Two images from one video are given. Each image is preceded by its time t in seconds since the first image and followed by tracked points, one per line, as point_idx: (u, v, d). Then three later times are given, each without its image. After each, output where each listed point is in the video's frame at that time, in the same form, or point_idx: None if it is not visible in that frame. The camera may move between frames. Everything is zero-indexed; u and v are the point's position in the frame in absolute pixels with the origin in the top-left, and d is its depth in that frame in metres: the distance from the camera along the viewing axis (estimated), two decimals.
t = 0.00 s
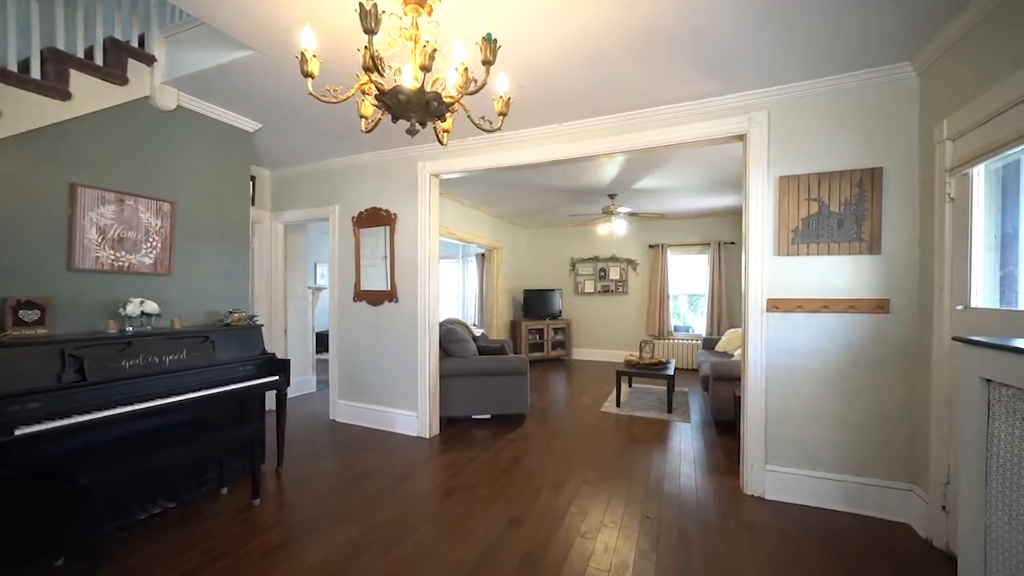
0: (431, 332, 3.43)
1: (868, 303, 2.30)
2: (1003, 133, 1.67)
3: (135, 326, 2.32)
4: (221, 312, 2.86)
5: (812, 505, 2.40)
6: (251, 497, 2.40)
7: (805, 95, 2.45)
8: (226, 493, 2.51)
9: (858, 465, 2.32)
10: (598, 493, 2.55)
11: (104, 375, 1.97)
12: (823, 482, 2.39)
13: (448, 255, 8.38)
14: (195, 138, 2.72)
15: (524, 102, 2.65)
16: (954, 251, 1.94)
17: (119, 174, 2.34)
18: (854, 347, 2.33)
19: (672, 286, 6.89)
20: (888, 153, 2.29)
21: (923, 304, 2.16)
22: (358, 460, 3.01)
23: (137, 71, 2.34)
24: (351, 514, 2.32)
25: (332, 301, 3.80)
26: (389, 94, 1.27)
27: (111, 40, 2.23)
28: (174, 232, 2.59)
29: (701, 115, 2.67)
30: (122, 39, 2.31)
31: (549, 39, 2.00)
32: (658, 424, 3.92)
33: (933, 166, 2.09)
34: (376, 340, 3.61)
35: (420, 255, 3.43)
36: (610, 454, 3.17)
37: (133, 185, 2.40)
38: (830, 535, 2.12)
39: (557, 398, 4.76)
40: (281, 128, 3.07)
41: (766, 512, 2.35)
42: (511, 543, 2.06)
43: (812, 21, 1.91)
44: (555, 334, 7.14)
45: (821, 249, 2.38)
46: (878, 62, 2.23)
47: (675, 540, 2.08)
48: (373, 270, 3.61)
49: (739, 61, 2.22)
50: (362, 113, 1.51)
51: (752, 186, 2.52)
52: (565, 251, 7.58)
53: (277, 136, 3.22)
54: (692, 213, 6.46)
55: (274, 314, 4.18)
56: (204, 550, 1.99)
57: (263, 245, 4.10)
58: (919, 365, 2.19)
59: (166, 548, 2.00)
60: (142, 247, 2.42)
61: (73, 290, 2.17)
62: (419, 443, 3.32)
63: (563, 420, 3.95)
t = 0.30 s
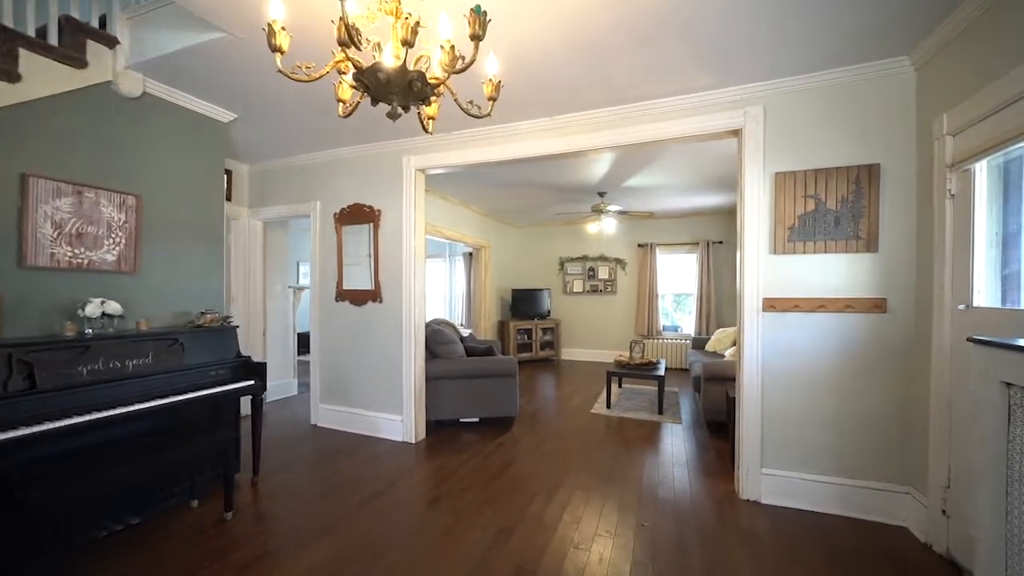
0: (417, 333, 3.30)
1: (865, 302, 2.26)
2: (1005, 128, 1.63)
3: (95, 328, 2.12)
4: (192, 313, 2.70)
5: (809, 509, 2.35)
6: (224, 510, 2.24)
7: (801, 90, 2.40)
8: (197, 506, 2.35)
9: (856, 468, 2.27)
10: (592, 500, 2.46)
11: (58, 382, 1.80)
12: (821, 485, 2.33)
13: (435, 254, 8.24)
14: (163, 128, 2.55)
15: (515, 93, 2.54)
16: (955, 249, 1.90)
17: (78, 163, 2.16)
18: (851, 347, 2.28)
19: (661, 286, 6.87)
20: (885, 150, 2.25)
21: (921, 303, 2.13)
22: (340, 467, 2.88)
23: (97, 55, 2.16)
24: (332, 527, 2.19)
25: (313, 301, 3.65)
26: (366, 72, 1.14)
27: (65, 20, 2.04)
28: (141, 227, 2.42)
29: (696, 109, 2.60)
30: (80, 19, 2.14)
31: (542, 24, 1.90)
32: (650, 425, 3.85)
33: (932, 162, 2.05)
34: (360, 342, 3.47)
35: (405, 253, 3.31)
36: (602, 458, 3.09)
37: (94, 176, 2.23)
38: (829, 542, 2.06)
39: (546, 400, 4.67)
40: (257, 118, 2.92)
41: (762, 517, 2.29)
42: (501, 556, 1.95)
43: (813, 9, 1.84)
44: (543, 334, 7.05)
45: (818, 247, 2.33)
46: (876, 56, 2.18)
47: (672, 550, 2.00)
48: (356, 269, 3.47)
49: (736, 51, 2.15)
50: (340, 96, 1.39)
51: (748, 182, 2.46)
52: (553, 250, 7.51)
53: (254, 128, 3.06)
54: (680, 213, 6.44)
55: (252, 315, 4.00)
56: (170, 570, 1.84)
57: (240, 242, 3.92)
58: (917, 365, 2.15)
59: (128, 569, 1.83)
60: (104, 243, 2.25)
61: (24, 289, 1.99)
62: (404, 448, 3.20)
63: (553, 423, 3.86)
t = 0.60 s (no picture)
0: (403, 336, 3.19)
1: (863, 304, 2.21)
2: (1009, 127, 1.59)
3: (53, 332, 1.97)
4: (163, 316, 2.55)
5: (807, 515, 2.30)
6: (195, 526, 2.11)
7: (798, 86, 2.34)
8: (166, 523, 2.20)
9: (854, 473, 2.23)
10: (585, 509, 2.37)
11: (7, 393, 1.64)
12: (818, 491, 2.28)
13: (424, 254, 8.11)
14: (130, 118, 2.40)
15: (505, 87, 2.45)
16: (955, 250, 1.86)
17: (34, 154, 2.01)
18: (849, 350, 2.24)
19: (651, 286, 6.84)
20: (884, 148, 2.20)
21: (919, 305, 2.09)
22: (322, 477, 2.75)
23: (56, 37, 2.01)
24: (311, 542, 2.07)
25: (295, 302, 3.51)
26: (344, 53, 1.05)
27: None
28: (105, 224, 2.27)
29: (691, 106, 2.53)
30: None
31: (534, 13, 1.80)
32: (642, 428, 3.79)
33: (931, 161, 2.01)
34: (344, 345, 3.34)
35: (391, 252, 3.19)
36: (594, 464, 3.02)
37: (52, 168, 2.07)
38: (828, 551, 2.01)
39: (536, 402, 4.58)
40: (235, 110, 2.77)
41: (759, 525, 2.23)
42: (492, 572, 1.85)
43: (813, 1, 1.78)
44: (533, 335, 6.97)
45: (815, 247, 2.28)
46: (873, 52, 2.14)
47: (669, 562, 1.93)
48: (340, 269, 3.34)
49: (734, 45, 2.08)
50: (317, 81, 1.30)
51: (744, 181, 2.40)
52: (544, 250, 7.43)
53: (231, 120, 2.91)
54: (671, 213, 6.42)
55: (231, 317, 3.83)
56: None
57: (218, 240, 3.75)
58: (915, 368, 2.11)
59: None
60: (63, 241, 2.09)
61: None
62: (390, 455, 3.08)
63: (544, 427, 3.77)
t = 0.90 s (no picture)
0: (390, 336, 3.08)
1: (862, 302, 2.17)
2: (1015, 121, 1.55)
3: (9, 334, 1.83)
4: (134, 316, 2.40)
5: (806, 518, 2.25)
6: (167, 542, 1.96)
7: (797, 81, 2.30)
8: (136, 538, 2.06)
9: (853, 475, 2.19)
10: (580, 515, 2.30)
11: None
12: (817, 494, 2.24)
13: (413, 253, 7.98)
14: (96, 105, 2.26)
15: (497, 78, 2.36)
16: (958, 248, 1.82)
17: None
18: (848, 350, 2.20)
19: (642, 286, 6.81)
20: (882, 145, 2.17)
21: (920, 304, 2.05)
22: (305, 484, 2.63)
23: (10, 15, 1.89)
24: (291, 556, 1.95)
25: (278, 302, 3.37)
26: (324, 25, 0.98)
27: None
28: (69, 218, 2.12)
29: (688, 101, 2.47)
30: None
31: None
32: (635, 430, 3.73)
33: (932, 157, 1.97)
34: (329, 346, 3.22)
35: (379, 250, 3.08)
36: (588, 467, 2.95)
37: (8, 157, 1.92)
38: (829, 556, 1.96)
39: (528, 404, 4.50)
40: (212, 100, 2.64)
41: (758, 530, 2.17)
42: None
43: None
44: (524, 335, 6.89)
45: (814, 245, 2.23)
46: (873, 46, 2.10)
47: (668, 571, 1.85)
48: (325, 267, 3.22)
49: (732, 37, 2.02)
50: (294, 60, 1.23)
51: (742, 177, 2.35)
52: (534, 249, 7.36)
53: (209, 110, 2.78)
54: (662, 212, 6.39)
55: (210, 317, 3.68)
56: None
57: (197, 237, 3.60)
58: (915, 368, 2.07)
59: None
60: (21, 235, 1.95)
61: None
62: (377, 461, 2.97)
63: (536, 429, 3.69)
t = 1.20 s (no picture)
0: (377, 337, 2.96)
1: (863, 301, 2.13)
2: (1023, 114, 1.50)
3: None
4: (102, 317, 2.26)
5: (806, 522, 2.20)
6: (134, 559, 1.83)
7: (797, 75, 2.24)
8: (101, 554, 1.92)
9: (853, 478, 2.14)
10: (575, 522, 2.22)
11: None
12: (817, 497, 2.19)
13: (401, 252, 7.84)
14: (59, 91, 2.11)
15: (489, 67, 2.26)
16: (963, 245, 1.77)
17: None
18: (849, 349, 2.16)
19: (634, 285, 6.77)
20: (883, 140, 2.12)
21: (921, 303, 2.01)
22: (288, 493, 2.51)
23: None
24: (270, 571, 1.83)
25: (259, 302, 3.23)
26: None
27: None
28: (27, 210, 1.97)
29: (685, 94, 2.41)
30: None
31: None
32: (629, 431, 3.66)
33: (935, 152, 1.92)
34: (313, 348, 3.09)
35: (365, 248, 2.96)
36: (582, 470, 2.87)
37: None
38: (832, 561, 1.91)
39: (519, 406, 4.41)
40: (188, 88, 2.50)
41: (758, 535, 2.12)
42: None
43: None
44: (515, 336, 6.80)
45: (814, 243, 2.18)
46: (875, 40, 2.05)
47: None
48: (309, 266, 3.09)
49: (731, 28, 1.96)
50: (271, 34, 1.18)
51: (741, 173, 2.29)
52: (525, 248, 7.27)
53: (185, 99, 2.63)
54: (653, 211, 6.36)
55: (187, 318, 3.52)
56: None
57: (173, 234, 3.44)
58: (917, 368, 2.03)
59: None
60: None
61: None
62: (363, 467, 2.85)
63: (528, 431, 3.61)
